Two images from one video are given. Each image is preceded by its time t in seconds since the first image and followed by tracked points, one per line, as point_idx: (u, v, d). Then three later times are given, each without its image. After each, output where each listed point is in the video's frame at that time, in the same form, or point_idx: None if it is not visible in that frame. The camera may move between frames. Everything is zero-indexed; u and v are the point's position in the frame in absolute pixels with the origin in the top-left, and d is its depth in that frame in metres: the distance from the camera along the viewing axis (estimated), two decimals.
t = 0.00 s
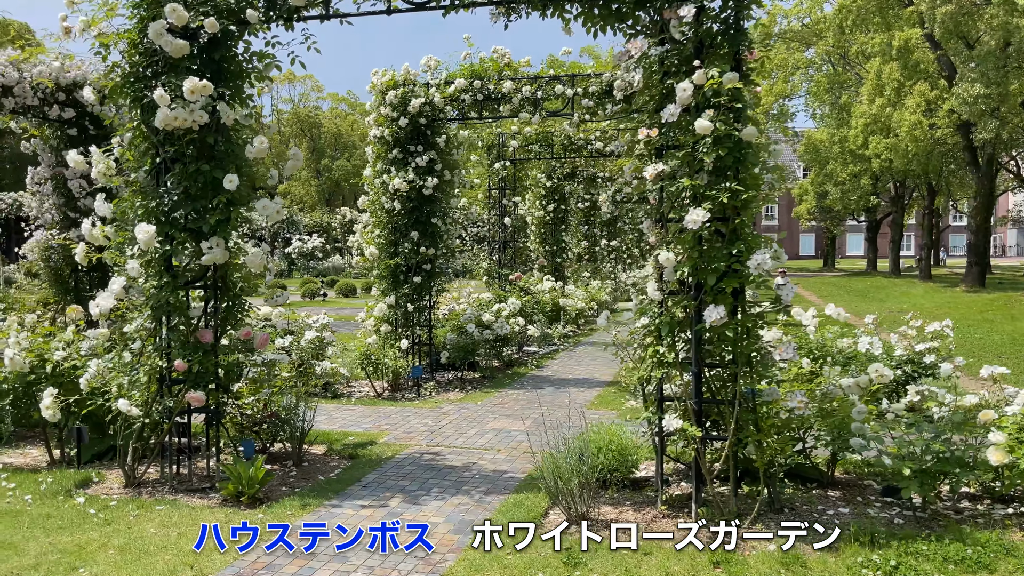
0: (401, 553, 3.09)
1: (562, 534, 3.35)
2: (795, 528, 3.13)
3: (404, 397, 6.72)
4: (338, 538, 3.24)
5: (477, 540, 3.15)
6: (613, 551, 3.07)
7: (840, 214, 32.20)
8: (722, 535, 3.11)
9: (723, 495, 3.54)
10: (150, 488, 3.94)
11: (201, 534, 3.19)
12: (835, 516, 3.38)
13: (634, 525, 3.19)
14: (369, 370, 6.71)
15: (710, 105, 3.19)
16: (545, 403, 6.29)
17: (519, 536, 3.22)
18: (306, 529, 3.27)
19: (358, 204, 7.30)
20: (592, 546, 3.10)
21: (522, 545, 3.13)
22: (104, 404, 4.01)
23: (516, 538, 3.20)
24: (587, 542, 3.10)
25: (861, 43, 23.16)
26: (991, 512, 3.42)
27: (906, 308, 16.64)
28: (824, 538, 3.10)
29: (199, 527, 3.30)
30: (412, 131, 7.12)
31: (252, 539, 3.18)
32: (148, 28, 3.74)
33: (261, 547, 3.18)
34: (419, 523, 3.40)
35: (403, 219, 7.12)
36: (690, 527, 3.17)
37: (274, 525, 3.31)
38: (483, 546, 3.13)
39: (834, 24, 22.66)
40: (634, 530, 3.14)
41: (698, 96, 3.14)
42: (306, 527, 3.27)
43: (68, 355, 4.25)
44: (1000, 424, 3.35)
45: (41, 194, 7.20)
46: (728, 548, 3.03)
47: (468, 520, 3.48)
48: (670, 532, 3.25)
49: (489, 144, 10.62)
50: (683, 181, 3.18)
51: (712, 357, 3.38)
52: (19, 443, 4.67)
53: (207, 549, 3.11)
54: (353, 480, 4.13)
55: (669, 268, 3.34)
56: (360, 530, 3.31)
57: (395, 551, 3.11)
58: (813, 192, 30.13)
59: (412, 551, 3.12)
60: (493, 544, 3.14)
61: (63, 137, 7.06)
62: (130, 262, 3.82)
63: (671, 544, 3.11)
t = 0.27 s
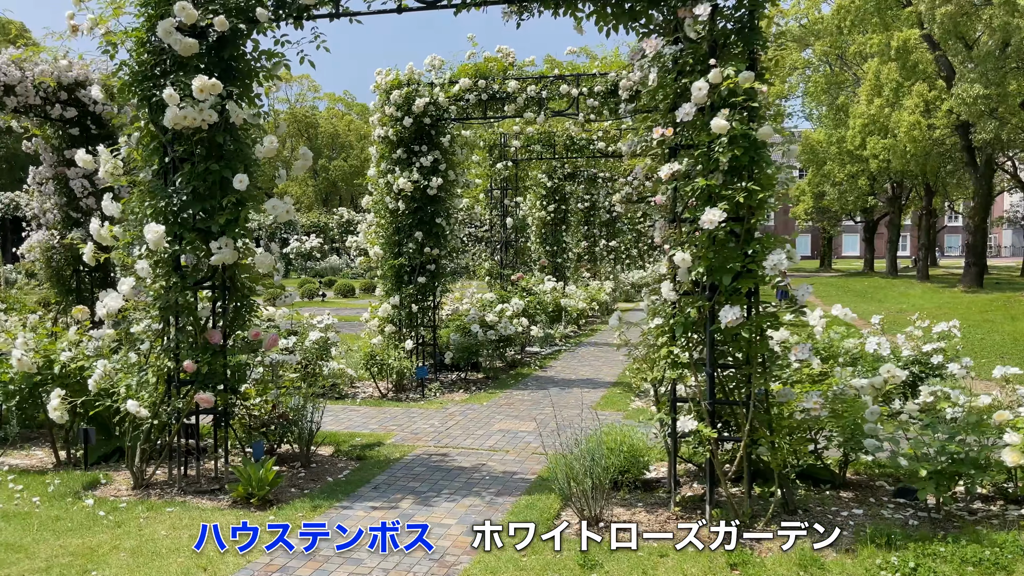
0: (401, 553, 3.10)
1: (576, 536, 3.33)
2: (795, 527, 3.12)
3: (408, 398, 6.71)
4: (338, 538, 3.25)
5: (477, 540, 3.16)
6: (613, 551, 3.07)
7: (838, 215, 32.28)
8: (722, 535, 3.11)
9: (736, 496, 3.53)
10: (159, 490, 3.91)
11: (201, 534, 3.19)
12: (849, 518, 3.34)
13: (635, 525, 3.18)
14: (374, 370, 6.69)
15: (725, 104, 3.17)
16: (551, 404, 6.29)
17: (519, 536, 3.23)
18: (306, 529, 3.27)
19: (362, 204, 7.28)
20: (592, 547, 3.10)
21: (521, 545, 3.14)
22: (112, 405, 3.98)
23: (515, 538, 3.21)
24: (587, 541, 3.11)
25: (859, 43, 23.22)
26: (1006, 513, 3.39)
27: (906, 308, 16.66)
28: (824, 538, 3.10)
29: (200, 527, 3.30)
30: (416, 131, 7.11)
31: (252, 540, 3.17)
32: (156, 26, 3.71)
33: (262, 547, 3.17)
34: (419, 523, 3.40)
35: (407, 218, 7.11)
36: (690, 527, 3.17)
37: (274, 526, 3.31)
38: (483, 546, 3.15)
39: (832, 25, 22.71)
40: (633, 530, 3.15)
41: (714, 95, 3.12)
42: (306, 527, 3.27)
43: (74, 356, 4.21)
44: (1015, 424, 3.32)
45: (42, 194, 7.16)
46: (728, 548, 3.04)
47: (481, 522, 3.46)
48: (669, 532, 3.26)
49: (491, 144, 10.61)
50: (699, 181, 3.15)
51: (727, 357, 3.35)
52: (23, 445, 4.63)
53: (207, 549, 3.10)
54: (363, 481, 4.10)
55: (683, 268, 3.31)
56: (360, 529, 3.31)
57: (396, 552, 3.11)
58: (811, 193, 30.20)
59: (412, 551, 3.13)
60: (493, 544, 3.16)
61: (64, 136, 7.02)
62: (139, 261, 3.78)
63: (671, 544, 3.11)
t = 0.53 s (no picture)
0: (401, 553, 3.08)
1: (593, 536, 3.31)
2: (795, 527, 3.10)
3: (412, 398, 6.67)
4: (338, 538, 3.23)
5: (477, 540, 3.15)
6: (612, 551, 3.07)
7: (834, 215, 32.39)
8: (722, 535, 3.10)
9: (751, 495, 3.51)
10: (167, 491, 3.86)
11: (201, 534, 3.16)
12: (866, 517, 3.30)
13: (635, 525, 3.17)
14: (378, 370, 6.66)
15: (743, 101, 3.13)
16: (556, 404, 6.27)
17: (520, 536, 3.22)
18: (306, 529, 3.25)
19: (366, 203, 7.25)
20: (592, 547, 3.10)
21: (522, 545, 3.13)
22: (119, 406, 3.93)
23: (516, 538, 3.20)
24: (588, 541, 3.11)
25: (855, 44, 23.28)
26: None
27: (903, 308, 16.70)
28: (824, 538, 3.08)
29: (199, 527, 3.28)
30: (420, 130, 7.11)
31: (252, 540, 3.14)
32: (165, 22, 3.66)
33: (262, 547, 3.15)
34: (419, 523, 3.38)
35: (410, 217, 7.07)
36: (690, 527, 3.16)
37: (274, 526, 3.29)
38: (484, 546, 3.14)
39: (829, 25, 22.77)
40: (634, 530, 3.13)
41: (733, 92, 3.09)
42: (306, 527, 3.25)
43: (80, 356, 4.15)
44: None
45: (41, 193, 7.10)
46: (727, 548, 3.03)
47: (497, 522, 3.43)
48: (670, 531, 3.24)
49: (492, 143, 10.57)
50: (716, 178, 3.09)
51: (744, 356, 3.33)
52: (27, 446, 4.57)
53: (207, 549, 3.08)
54: (373, 482, 4.06)
55: (701, 267, 3.27)
56: (360, 530, 3.30)
57: (395, 552, 3.09)
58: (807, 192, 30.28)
59: (412, 552, 3.11)
60: (493, 544, 3.15)
61: (64, 134, 6.96)
62: (148, 260, 3.73)
63: (671, 544, 3.10)
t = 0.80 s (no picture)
0: (400, 553, 3.08)
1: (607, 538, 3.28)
2: (795, 527, 3.09)
3: (414, 399, 6.64)
4: (337, 538, 3.22)
5: (477, 541, 3.15)
6: (613, 551, 3.07)
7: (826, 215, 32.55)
8: (722, 535, 3.10)
9: (763, 496, 3.50)
10: (172, 494, 3.81)
11: (201, 534, 3.15)
12: (880, 517, 3.29)
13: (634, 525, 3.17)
14: (379, 370, 6.62)
15: (757, 99, 3.11)
16: (559, 404, 6.25)
17: (519, 536, 3.22)
18: (305, 529, 3.23)
19: (366, 203, 7.20)
20: (593, 547, 3.09)
21: (522, 545, 3.13)
22: (123, 408, 3.87)
23: (515, 538, 3.20)
24: (587, 541, 3.11)
25: (848, 44, 23.38)
26: None
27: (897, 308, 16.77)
28: (825, 538, 3.08)
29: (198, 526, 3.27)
30: (421, 130, 7.08)
31: (252, 540, 3.14)
32: (170, 19, 3.61)
33: (261, 547, 3.14)
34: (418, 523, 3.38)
35: (411, 217, 7.03)
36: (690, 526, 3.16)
37: (274, 526, 3.28)
38: (484, 546, 3.13)
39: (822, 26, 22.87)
40: (635, 530, 3.13)
41: (748, 90, 3.06)
42: (306, 527, 3.24)
43: (82, 357, 4.09)
44: None
45: (36, 193, 7.03)
46: (728, 548, 3.03)
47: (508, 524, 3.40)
48: (671, 532, 3.24)
49: (490, 143, 10.54)
50: (730, 177, 3.06)
51: (757, 356, 3.31)
52: (27, 449, 4.51)
53: (206, 549, 3.07)
54: (380, 483, 4.03)
55: (714, 266, 3.25)
56: (360, 530, 3.29)
57: (396, 552, 3.09)
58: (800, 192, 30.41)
59: (412, 551, 3.11)
60: (493, 544, 3.15)
61: (60, 133, 6.90)
62: (154, 260, 3.68)
63: (671, 544, 3.10)
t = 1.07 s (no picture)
0: (401, 553, 3.11)
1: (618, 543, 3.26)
2: (795, 527, 3.13)
3: (413, 402, 6.60)
4: (338, 538, 3.26)
5: (477, 540, 3.19)
6: (613, 551, 3.13)
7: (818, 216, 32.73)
8: (722, 535, 3.16)
9: (771, 500, 3.49)
10: (173, 501, 3.76)
11: (201, 534, 3.19)
12: (889, 522, 3.29)
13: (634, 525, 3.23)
14: (378, 373, 6.58)
15: (767, 103, 3.09)
16: (560, 407, 6.24)
17: (519, 536, 3.27)
18: (306, 529, 3.27)
19: (364, 205, 7.16)
20: (592, 547, 3.15)
21: (522, 545, 3.18)
22: (125, 413, 3.82)
23: (515, 538, 3.25)
24: (587, 541, 3.17)
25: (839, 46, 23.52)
26: None
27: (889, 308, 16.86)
28: (824, 539, 3.11)
29: (199, 527, 3.31)
30: (420, 131, 7.04)
31: (252, 540, 3.17)
32: (173, 20, 3.57)
33: (261, 547, 3.17)
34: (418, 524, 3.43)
35: (410, 219, 7.00)
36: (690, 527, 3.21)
37: (273, 526, 3.32)
38: (483, 546, 3.18)
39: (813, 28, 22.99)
40: (634, 530, 3.20)
41: (758, 93, 3.05)
42: (306, 527, 3.28)
43: (81, 362, 4.04)
44: None
45: (30, 195, 7.01)
46: (728, 548, 3.09)
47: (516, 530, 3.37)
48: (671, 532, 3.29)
49: (486, 144, 10.52)
50: (740, 181, 3.05)
51: (766, 360, 3.30)
52: (24, 455, 4.44)
53: (207, 549, 3.10)
54: (385, 488, 3.99)
55: (723, 270, 3.24)
56: (360, 530, 3.33)
57: (395, 552, 3.13)
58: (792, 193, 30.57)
59: (412, 551, 3.15)
60: (493, 544, 3.20)
61: (54, 135, 6.90)
62: (157, 263, 3.63)
63: (671, 544, 3.16)
